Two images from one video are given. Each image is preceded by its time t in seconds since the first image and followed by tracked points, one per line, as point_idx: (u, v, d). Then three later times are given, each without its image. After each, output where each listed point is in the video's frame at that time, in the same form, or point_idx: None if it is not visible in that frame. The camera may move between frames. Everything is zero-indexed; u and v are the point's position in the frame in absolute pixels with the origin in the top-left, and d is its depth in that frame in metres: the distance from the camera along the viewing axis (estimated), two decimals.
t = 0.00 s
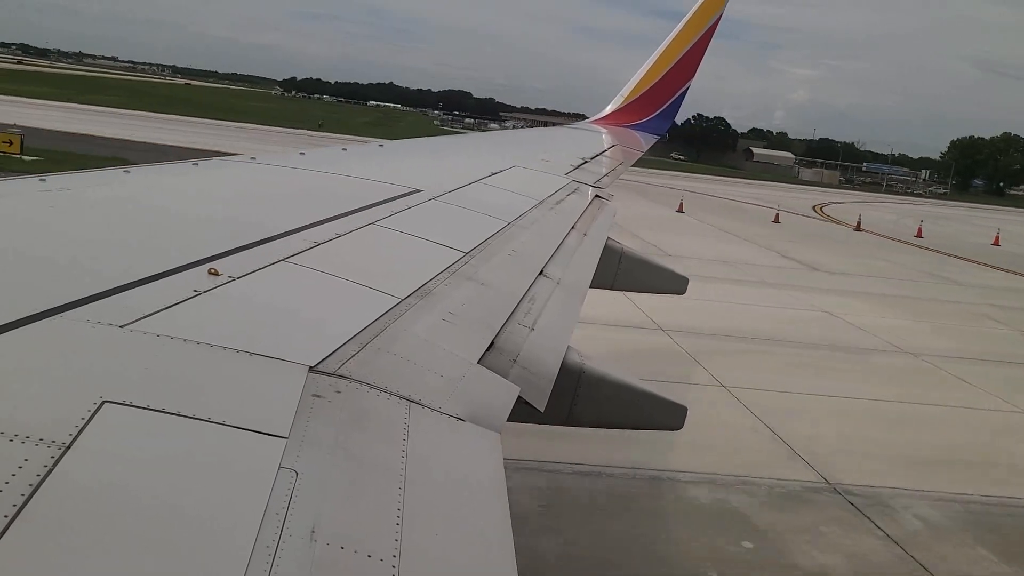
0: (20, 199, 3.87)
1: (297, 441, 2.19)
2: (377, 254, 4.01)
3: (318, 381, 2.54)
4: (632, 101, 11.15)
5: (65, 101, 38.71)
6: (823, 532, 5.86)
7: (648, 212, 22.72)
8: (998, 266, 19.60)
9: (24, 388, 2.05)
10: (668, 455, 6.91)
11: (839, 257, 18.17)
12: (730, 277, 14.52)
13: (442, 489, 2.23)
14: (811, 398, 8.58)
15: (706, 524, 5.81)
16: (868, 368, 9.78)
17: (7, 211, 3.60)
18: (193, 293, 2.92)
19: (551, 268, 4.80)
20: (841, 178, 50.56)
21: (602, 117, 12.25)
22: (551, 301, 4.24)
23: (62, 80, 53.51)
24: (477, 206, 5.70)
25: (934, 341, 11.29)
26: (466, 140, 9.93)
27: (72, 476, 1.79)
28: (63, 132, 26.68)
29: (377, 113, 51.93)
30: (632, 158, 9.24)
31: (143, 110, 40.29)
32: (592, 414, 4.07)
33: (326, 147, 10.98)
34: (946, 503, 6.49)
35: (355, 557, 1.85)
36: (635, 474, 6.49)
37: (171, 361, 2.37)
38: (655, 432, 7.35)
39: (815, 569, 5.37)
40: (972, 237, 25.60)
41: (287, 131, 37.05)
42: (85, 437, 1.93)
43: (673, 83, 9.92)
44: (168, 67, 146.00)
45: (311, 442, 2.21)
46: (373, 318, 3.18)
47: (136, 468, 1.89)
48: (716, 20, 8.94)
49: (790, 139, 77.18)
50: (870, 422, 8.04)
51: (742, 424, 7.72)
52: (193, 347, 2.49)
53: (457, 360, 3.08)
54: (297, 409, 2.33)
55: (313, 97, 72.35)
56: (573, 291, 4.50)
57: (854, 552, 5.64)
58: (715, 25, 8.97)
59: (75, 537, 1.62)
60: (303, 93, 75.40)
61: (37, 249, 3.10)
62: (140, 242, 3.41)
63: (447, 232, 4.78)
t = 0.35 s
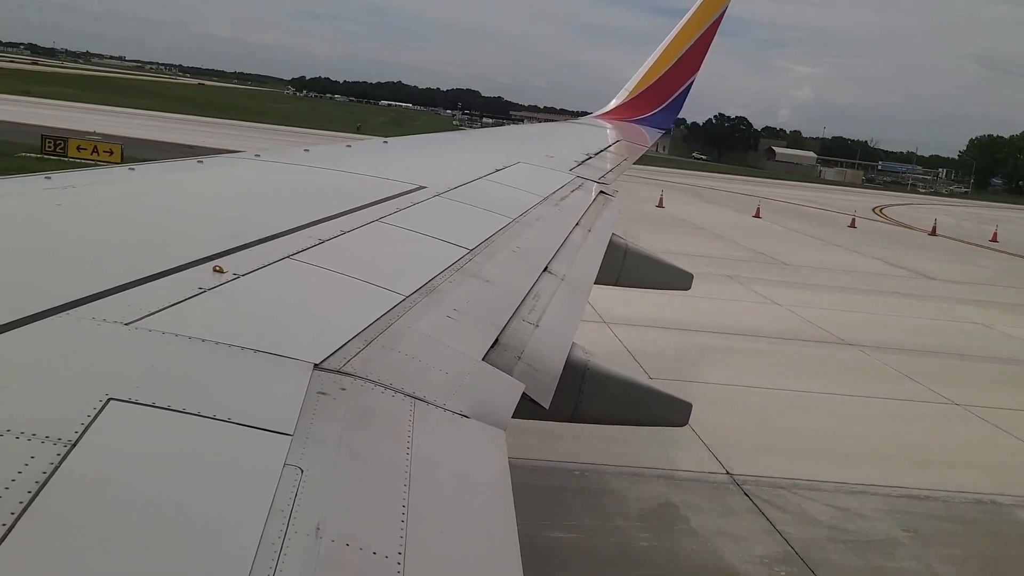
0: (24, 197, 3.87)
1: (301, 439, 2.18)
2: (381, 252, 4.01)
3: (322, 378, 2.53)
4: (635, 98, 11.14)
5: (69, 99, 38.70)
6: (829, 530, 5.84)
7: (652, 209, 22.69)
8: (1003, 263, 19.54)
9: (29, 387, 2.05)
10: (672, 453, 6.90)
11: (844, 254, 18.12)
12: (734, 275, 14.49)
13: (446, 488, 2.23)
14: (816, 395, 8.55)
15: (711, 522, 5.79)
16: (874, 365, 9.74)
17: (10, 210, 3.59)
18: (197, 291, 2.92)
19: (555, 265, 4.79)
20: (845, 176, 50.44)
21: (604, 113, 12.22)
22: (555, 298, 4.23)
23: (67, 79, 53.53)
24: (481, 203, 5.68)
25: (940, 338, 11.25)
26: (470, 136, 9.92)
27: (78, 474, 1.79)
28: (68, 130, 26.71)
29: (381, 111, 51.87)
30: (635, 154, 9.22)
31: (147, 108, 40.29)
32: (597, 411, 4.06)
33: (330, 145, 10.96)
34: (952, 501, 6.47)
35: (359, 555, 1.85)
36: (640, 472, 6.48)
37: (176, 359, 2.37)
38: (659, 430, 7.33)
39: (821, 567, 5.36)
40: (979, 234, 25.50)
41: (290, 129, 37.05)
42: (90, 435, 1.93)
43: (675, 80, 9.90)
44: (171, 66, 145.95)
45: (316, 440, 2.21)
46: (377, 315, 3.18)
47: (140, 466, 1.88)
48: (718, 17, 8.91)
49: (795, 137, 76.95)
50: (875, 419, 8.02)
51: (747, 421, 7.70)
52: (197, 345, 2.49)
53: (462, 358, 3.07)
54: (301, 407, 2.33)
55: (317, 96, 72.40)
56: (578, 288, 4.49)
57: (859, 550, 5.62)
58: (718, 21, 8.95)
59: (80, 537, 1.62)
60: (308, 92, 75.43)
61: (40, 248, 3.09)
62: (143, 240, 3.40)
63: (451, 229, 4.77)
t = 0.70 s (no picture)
0: (29, 198, 3.87)
1: (307, 440, 2.18)
2: (387, 252, 4.00)
3: (327, 379, 2.53)
4: (639, 98, 11.13)
5: (76, 99, 38.83)
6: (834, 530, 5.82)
7: (656, 208, 22.67)
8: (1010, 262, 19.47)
9: (34, 387, 2.05)
10: (677, 453, 6.88)
11: (849, 254, 18.09)
12: (738, 275, 14.47)
13: (451, 488, 2.22)
14: (821, 395, 8.54)
15: (715, 522, 5.78)
16: (879, 365, 9.72)
17: (15, 211, 3.59)
18: (202, 291, 2.92)
19: (560, 266, 4.78)
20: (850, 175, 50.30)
21: (609, 114, 12.22)
22: (560, 299, 4.22)
23: (74, 79, 53.71)
24: (486, 204, 5.68)
25: (945, 338, 11.22)
26: (474, 137, 9.92)
27: (84, 474, 1.79)
28: (75, 129, 26.83)
29: (386, 111, 51.95)
30: (640, 155, 9.21)
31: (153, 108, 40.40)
32: (602, 412, 4.06)
33: (335, 146, 10.98)
34: (958, 500, 6.45)
35: (364, 555, 1.84)
36: (644, 472, 6.48)
37: (182, 360, 2.37)
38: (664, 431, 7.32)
39: (826, 567, 5.34)
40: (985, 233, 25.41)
41: (296, 129, 37.13)
42: (96, 435, 1.93)
43: (680, 81, 9.90)
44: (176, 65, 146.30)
45: (321, 441, 2.21)
46: (382, 316, 3.18)
47: (146, 466, 1.88)
48: (723, 17, 8.93)
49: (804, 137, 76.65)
50: (880, 419, 8.01)
51: (752, 421, 7.70)
52: (202, 345, 2.48)
53: (467, 359, 3.07)
54: (306, 408, 2.33)
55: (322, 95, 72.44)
56: (583, 288, 4.48)
57: (864, 550, 5.60)
58: (723, 22, 8.95)
59: (86, 536, 1.62)
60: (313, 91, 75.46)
61: (45, 248, 3.09)
62: (148, 241, 3.40)
63: (456, 230, 4.76)
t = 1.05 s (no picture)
0: (35, 198, 3.89)
1: (312, 439, 2.19)
2: (392, 253, 4.01)
3: (333, 379, 2.54)
4: (644, 99, 11.11)
5: (83, 100, 38.97)
6: (838, 530, 5.81)
7: (659, 208, 22.67)
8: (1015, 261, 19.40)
9: (40, 387, 2.06)
10: (681, 454, 6.87)
11: (853, 253, 18.05)
12: (742, 275, 14.45)
13: (456, 488, 2.22)
14: (825, 395, 8.51)
15: (719, 522, 5.77)
16: (883, 365, 9.69)
17: (21, 211, 3.60)
18: (207, 291, 2.93)
19: (564, 267, 4.78)
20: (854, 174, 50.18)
21: (614, 115, 12.20)
22: (565, 299, 4.22)
23: (80, 80, 53.89)
24: (491, 204, 5.67)
25: (950, 338, 11.18)
26: (478, 137, 9.93)
27: (90, 474, 1.80)
28: (81, 130, 26.95)
29: (390, 112, 52.01)
30: (644, 155, 9.19)
31: (158, 108, 40.55)
32: (606, 412, 4.06)
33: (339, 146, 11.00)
34: (962, 501, 6.42)
35: (370, 555, 1.84)
36: (648, 472, 6.47)
37: (187, 360, 2.38)
38: (669, 432, 7.32)
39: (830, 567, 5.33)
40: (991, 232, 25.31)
41: (300, 129, 37.19)
42: (102, 435, 1.93)
43: (685, 81, 9.86)
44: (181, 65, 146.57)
45: (326, 441, 2.21)
46: (386, 316, 3.18)
47: (151, 466, 1.89)
48: (729, 17, 8.88)
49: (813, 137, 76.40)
50: (884, 419, 7.98)
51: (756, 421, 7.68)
52: (207, 345, 2.49)
53: (472, 359, 3.07)
54: (311, 408, 2.33)
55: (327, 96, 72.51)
56: (587, 289, 4.48)
57: (867, 550, 5.58)
58: (729, 22, 8.91)
59: (93, 536, 1.63)
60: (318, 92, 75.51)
61: (51, 249, 3.11)
62: (153, 242, 3.40)
63: (461, 231, 4.76)
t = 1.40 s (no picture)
0: (40, 199, 3.90)
1: (315, 439, 2.19)
2: (396, 252, 4.01)
3: (336, 379, 2.54)
4: (648, 97, 11.08)
5: (89, 100, 39.12)
6: (841, 530, 5.79)
7: (662, 208, 22.65)
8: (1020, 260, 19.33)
9: (47, 388, 2.07)
10: (685, 453, 6.86)
11: (857, 253, 18.01)
12: (746, 274, 14.42)
13: (459, 487, 2.23)
14: (829, 394, 8.49)
15: (722, 522, 5.76)
16: (887, 365, 9.65)
17: (25, 211, 3.62)
18: (211, 291, 2.93)
19: (567, 266, 4.77)
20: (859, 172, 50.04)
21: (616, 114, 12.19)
22: (568, 298, 4.22)
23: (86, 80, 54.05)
24: (495, 204, 5.66)
25: (954, 337, 11.13)
26: (481, 136, 9.93)
27: (94, 475, 1.80)
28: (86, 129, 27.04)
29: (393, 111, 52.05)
30: (648, 154, 9.17)
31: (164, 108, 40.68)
32: (609, 412, 4.05)
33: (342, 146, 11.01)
34: (966, 501, 6.39)
35: (373, 556, 1.84)
36: (651, 472, 6.45)
37: (191, 360, 2.38)
38: (673, 432, 7.31)
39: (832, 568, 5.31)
40: (996, 231, 25.21)
41: (303, 129, 37.26)
42: (106, 435, 1.94)
43: (689, 79, 9.83)
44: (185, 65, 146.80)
45: (329, 441, 2.21)
46: (390, 316, 3.18)
47: (155, 466, 1.89)
48: (732, 15, 8.84)
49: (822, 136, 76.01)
50: (888, 419, 7.95)
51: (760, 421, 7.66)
52: (211, 346, 2.49)
53: (475, 358, 3.07)
54: (314, 407, 2.33)
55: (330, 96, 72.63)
56: (591, 289, 4.47)
57: (871, 550, 5.57)
58: (732, 20, 8.87)
59: (97, 536, 1.63)
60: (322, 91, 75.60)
61: (55, 248, 3.12)
62: (157, 242, 3.41)
63: (464, 230, 4.75)
